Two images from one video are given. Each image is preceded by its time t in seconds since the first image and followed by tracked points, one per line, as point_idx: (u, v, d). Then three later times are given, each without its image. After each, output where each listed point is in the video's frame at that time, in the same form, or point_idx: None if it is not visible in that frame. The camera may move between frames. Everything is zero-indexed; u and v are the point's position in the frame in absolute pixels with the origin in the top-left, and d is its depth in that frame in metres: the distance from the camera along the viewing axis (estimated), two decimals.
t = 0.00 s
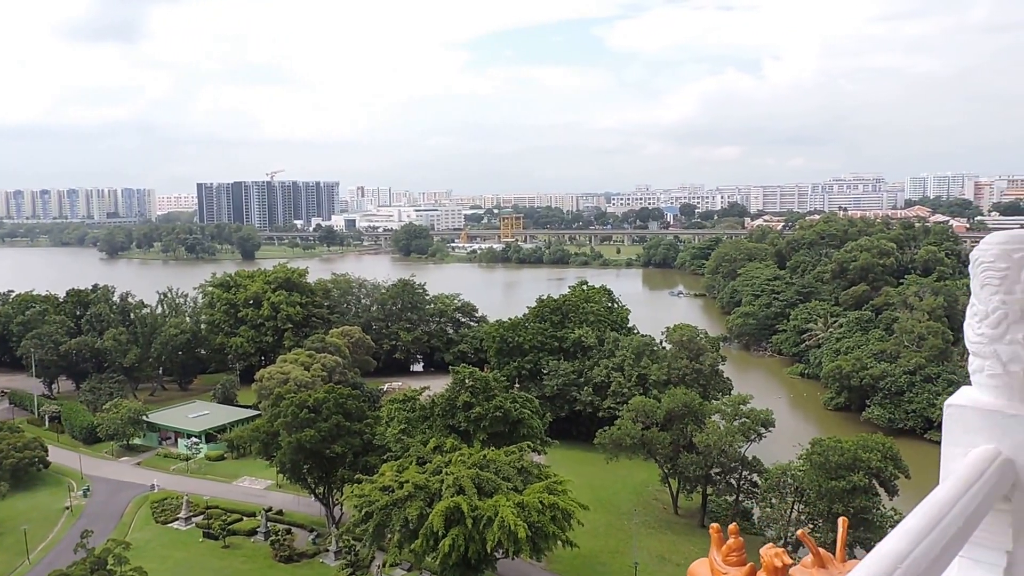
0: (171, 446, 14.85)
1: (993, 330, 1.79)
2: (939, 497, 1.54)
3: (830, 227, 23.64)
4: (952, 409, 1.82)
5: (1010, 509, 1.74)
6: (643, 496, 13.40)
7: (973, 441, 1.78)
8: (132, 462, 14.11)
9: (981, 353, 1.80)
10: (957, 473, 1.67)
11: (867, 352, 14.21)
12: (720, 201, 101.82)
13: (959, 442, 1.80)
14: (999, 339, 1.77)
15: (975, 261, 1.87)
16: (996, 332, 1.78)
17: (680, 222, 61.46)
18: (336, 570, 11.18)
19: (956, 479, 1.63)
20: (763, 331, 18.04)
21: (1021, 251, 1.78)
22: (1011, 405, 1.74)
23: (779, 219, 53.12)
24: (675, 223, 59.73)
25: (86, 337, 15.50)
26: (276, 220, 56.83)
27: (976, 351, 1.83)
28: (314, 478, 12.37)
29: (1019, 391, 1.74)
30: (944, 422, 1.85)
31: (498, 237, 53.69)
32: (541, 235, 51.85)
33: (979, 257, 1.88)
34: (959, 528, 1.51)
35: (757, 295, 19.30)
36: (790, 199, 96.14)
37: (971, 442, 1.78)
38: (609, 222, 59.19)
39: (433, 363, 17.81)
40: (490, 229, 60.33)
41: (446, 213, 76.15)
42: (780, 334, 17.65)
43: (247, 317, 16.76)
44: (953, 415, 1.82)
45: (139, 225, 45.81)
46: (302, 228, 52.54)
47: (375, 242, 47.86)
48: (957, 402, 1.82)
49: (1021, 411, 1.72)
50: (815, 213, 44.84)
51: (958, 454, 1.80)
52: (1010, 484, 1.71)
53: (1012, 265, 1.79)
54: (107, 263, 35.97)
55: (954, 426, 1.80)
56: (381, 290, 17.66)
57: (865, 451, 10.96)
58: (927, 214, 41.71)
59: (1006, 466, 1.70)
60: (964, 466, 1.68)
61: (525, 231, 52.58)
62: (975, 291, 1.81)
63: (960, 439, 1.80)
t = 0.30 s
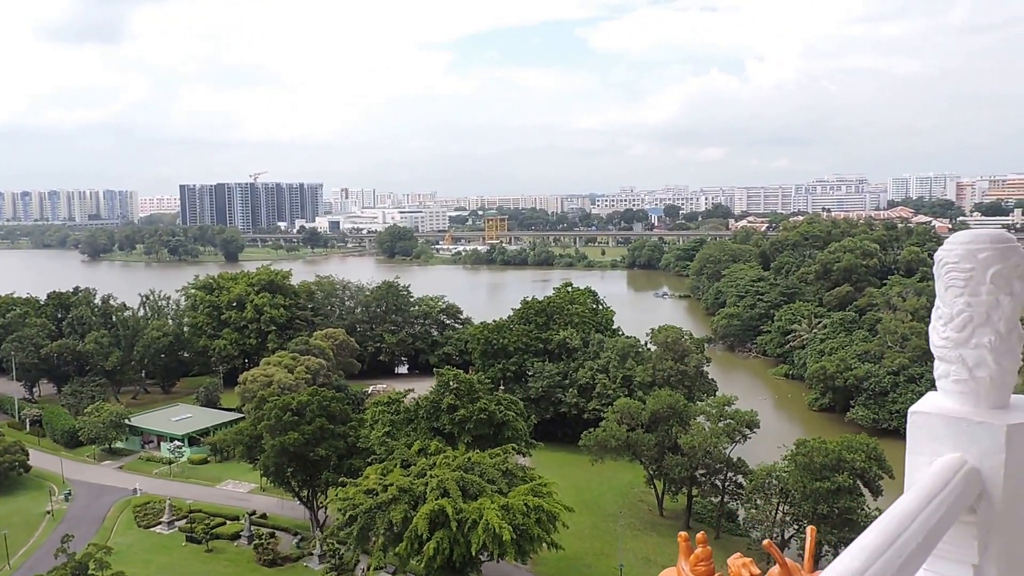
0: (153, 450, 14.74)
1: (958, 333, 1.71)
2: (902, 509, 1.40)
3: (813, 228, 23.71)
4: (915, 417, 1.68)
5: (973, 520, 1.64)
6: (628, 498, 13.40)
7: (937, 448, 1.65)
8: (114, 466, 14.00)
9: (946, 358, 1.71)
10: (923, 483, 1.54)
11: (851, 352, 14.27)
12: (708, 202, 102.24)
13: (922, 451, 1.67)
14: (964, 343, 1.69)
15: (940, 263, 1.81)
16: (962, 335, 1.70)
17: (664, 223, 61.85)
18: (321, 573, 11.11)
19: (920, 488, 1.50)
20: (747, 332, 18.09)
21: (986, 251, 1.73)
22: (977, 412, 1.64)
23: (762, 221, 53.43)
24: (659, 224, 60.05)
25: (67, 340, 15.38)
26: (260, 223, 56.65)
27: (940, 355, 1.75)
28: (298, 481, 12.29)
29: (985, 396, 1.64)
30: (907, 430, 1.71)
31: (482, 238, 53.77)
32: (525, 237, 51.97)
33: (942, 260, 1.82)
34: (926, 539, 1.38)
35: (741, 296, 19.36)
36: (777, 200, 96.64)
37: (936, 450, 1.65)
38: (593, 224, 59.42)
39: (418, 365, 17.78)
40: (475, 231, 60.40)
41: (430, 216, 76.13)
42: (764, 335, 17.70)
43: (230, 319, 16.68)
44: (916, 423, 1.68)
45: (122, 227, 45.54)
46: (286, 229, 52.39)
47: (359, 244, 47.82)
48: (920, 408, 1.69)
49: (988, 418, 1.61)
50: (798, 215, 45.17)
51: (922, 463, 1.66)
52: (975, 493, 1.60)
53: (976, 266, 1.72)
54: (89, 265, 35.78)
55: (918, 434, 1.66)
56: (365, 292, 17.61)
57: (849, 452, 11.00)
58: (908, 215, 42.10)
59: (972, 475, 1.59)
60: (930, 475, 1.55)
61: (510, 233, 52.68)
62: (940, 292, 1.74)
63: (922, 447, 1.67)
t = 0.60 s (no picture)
0: (136, 454, 14.63)
1: (917, 341, 1.64)
2: (851, 534, 1.33)
3: (798, 229, 23.73)
4: (874, 429, 1.61)
5: (935, 538, 1.58)
6: (614, 500, 13.38)
7: (898, 462, 1.58)
8: (96, 470, 13.88)
9: (906, 368, 1.65)
10: (878, 500, 1.47)
11: (835, 353, 14.32)
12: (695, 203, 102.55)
13: (882, 464, 1.60)
14: (924, 352, 1.63)
15: (901, 268, 1.74)
16: (922, 343, 1.64)
17: (649, 225, 62.14)
18: None
19: (875, 504, 1.43)
20: (732, 334, 18.14)
21: (947, 256, 1.65)
22: (939, 423, 1.57)
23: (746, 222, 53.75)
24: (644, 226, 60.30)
25: (48, 344, 15.24)
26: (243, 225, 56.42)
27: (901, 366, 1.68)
28: (281, 485, 12.20)
29: (948, 407, 1.57)
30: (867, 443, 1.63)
31: (467, 240, 53.80)
32: (511, 238, 52.04)
33: (904, 264, 1.74)
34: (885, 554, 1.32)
35: (726, 298, 19.40)
36: (763, 201, 97.01)
37: (895, 464, 1.58)
38: (578, 226, 59.61)
39: (402, 368, 17.74)
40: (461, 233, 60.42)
41: (414, 219, 76.10)
42: (749, 336, 17.75)
43: (214, 322, 16.58)
44: (876, 435, 1.62)
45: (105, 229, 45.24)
46: (270, 232, 52.21)
47: (343, 246, 47.74)
48: (881, 419, 1.62)
49: (950, 429, 1.53)
50: (781, 217, 45.44)
51: (883, 478, 1.59)
52: (938, 508, 1.52)
53: (937, 270, 1.65)
54: (71, 268, 35.53)
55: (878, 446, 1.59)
56: (349, 294, 17.56)
57: (834, 454, 11.00)
58: (890, 217, 42.44)
59: (932, 491, 1.51)
60: (887, 492, 1.48)
61: (495, 235, 52.74)
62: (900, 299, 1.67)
63: (883, 459, 1.60)
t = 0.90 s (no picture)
0: (117, 459, 14.52)
1: (878, 355, 1.55)
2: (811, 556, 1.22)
3: (781, 231, 23.82)
4: (834, 445, 1.52)
5: (893, 561, 1.50)
6: (599, 502, 13.38)
7: (857, 479, 1.49)
8: (78, 476, 13.76)
9: (866, 382, 1.56)
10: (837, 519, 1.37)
11: (819, 355, 14.38)
12: (680, 205, 103.02)
13: (842, 480, 1.50)
14: (884, 366, 1.54)
15: (860, 276, 1.63)
16: (882, 357, 1.55)
17: (633, 227, 62.45)
18: None
19: (837, 522, 1.33)
20: (717, 336, 18.21)
21: (908, 265, 1.54)
22: (901, 440, 1.49)
23: (730, 224, 54.09)
24: (629, 228, 60.57)
25: (29, 348, 15.09)
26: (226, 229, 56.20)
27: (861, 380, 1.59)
28: (264, 490, 12.12)
29: (909, 424, 1.48)
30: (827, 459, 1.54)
31: (452, 243, 53.82)
32: (495, 241, 52.12)
33: (865, 272, 1.63)
34: None
35: (710, 300, 19.47)
36: (749, 202, 97.58)
37: (854, 481, 1.49)
38: (563, 228, 59.85)
39: (387, 371, 17.71)
40: (446, 235, 60.44)
41: (397, 221, 76.05)
42: (733, 338, 17.82)
43: (196, 325, 16.48)
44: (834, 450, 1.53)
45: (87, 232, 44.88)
46: (253, 235, 52.02)
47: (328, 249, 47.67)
48: (840, 435, 1.53)
49: (911, 446, 1.45)
50: (764, 219, 45.77)
51: (841, 496, 1.50)
52: (898, 528, 1.44)
53: (898, 280, 1.55)
54: (53, 272, 35.27)
55: (836, 464, 1.50)
56: (333, 297, 17.50)
57: (817, 455, 11.03)
58: (872, 219, 42.83)
59: (892, 510, 1.43)
60: (845, 511, 1.39)
61: (480, 237, 52.81)
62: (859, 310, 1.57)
63: (841, 475, 1.51)
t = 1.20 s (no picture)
0: (96, 464, 14.41)
1: (843, 364, 1.59)
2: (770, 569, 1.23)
3: (762, 233, 23.93)
4: (798, 457, 1.53)
5: None
6: (581, 504, 13.39)
7: (821, 493, 1.50)
8: (55, 482, 13.64)
9: (832, 391, 1.59)
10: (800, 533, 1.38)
11: (799, 356, 14.46)
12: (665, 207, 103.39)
13: (806, 495, 1.51)
14: (850, 375, 1.58)
15: (826, 284, 1.67)
16: (848, 365, 1.58)
17: (615, 229, 62.68)
18: None
19: (797, 536, 1.34)
20: (698, 337, 18.29)
21: (871, 272, 1.58)
22: (866, 451, 1.51)
23: (712, 226, 54.38)
24: (611, 230, 60.82)
25: (4, 353, 14.91)
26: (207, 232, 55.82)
27: (827, 388, 1.62)
28: (245, 494, 12.04)
29: (874, 434, 1.51)
30: (791, 473, 1.55)
31: (434, 245, 53.75)
32: (478, 243, 52.14)
33: (830, 280, 1.68)
34: None
35: (692, 301, 19.55)
36: (733, 204, 98.14)
37: (818, 495, 1.50)
38: (546, 230, 60.00)
39: (369, 374, 17.67)
40: (430, 237, 60.38)
41: (379, 223, 75.85)
42: (714, 340, 17.91)
43: (176, 329, 16.36)
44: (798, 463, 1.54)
45: (66, 236, 44.42)
46: (235, 237, 51.74)
47: (310, 252, 47.50)
48: (805, 447, 1.55)
49: (876, 458, 1.47)
50: (746, 220, 46.05)
51: (806, 510, 1.51)
52: (863, 542, 1.44)
53: (861, 288, 1.58)
54: (30, 276, 34.88)
55: (800, 477, 1.51)
56: (314, 301, 17.44)
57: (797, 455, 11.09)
58: (851, 220, 43.19)
59: (857, 524, 1.43)
60: (808, 526, 1.40)
61: (463, 240, 52.79)
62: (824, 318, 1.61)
63: (806, 487, 1.52)
